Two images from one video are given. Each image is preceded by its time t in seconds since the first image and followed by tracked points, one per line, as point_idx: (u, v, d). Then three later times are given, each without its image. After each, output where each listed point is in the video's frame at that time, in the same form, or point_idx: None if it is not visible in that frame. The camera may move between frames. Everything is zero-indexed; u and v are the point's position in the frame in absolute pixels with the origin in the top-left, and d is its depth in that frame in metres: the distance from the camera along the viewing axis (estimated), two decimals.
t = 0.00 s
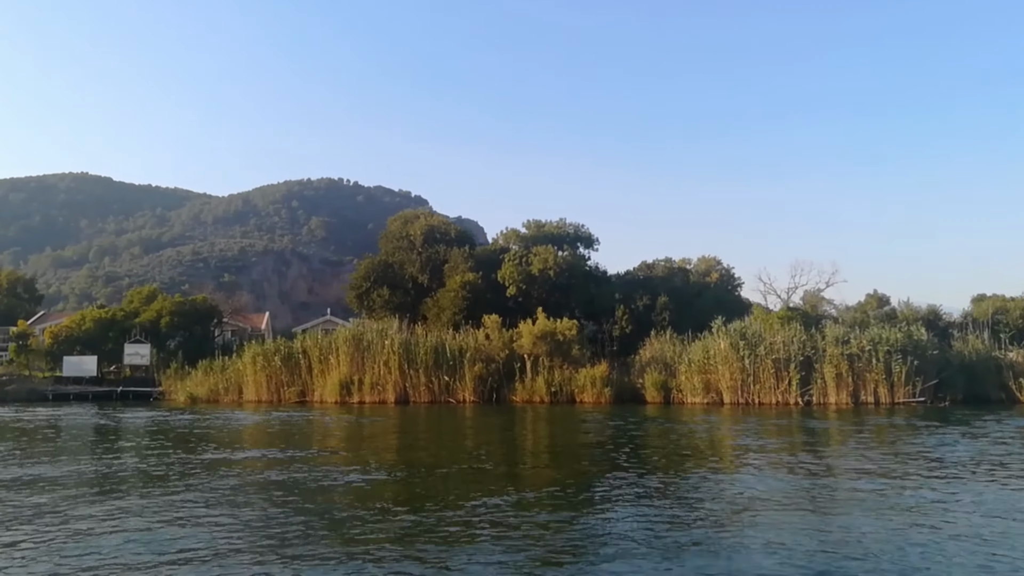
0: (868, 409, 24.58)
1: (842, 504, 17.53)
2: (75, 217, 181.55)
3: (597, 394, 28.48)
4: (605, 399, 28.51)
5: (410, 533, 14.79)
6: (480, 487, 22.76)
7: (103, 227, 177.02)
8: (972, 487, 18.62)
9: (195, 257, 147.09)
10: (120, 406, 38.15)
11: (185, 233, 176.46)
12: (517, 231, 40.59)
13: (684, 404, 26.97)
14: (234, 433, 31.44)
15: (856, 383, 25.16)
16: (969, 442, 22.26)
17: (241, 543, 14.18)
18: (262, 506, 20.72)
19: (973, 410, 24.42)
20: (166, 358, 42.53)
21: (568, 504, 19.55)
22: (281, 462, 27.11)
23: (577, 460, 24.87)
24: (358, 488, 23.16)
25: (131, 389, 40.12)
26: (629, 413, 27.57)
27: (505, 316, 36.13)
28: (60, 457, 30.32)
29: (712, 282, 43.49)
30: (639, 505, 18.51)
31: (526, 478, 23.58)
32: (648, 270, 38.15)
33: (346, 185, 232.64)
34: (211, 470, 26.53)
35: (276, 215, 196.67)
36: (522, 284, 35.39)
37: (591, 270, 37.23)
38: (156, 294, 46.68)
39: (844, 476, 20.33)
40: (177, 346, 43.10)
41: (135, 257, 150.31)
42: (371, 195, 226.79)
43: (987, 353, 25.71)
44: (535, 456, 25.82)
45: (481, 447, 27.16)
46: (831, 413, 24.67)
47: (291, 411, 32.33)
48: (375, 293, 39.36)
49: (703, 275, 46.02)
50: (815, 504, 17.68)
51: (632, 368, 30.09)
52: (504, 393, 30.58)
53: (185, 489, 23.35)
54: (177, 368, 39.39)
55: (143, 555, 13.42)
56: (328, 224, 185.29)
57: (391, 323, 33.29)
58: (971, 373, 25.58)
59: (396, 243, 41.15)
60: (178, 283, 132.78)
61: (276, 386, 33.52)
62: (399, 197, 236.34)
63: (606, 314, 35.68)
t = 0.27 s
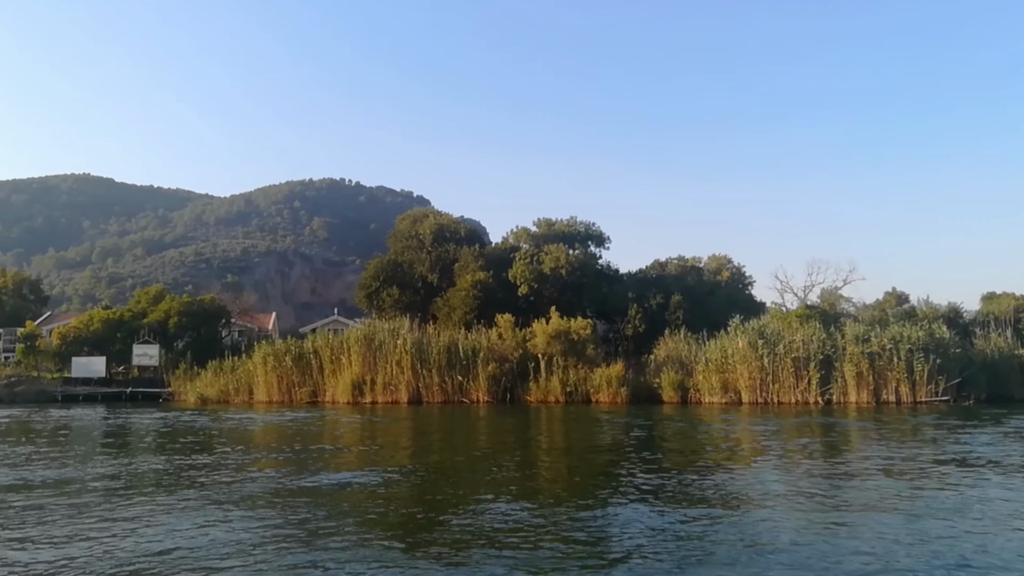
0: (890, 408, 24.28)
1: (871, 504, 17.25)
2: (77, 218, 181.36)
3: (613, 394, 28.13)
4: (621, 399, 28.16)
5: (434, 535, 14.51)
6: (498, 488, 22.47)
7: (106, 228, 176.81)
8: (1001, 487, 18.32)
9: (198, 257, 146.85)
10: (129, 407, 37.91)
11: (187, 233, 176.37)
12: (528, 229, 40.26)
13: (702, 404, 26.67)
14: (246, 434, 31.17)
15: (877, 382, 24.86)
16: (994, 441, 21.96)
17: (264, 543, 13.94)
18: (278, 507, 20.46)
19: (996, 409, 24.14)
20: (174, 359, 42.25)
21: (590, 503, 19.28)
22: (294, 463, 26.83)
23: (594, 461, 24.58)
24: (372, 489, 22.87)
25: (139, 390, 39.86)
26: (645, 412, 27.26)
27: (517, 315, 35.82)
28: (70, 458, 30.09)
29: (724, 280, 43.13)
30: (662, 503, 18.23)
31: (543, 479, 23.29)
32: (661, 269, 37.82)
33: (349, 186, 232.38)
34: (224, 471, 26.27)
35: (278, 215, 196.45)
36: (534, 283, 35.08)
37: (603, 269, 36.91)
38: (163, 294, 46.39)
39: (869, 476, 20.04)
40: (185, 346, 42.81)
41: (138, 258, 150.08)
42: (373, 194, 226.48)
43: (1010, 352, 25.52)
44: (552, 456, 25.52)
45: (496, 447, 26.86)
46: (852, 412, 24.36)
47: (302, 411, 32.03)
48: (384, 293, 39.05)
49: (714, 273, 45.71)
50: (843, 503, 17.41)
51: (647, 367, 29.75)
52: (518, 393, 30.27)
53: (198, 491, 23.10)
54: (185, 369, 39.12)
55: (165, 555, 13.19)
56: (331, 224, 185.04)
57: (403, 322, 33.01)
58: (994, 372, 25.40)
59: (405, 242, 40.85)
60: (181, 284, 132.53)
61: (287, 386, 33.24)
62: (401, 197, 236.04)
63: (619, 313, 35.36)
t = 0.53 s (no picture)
0: (912, 407, 23.96)
1: (901, 502, 16.96)
2: (81, 217, 181.23)
3: (629, 393, 27.80)
4: (637, 398, 27.83)
5: (459, 533, 14.23)
6: (516, 488, 22.18)
7: (109, 227, 176.66)
8: None
9: (202, 256, 146.66)
10: (138, 406, 37.66)
11: (191, 233, 176.31)
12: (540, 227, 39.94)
13: (720, 403, 26.36)
14: (258, 433, 30.89)
15: (899, 380, 24.54)
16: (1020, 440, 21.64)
17: (286, 543, 13.66)
18: (294, 506, 20.19)
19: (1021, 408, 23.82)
20: (183, 358, 41.99)
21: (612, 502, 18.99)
22: (307, 463, 26.56)
23: (612, 460, 24.29)
24: (386, 488, 22.58)
25: (148, 389, 39.61)
26: (663, 411, 26.94)
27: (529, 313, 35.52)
28: (80, 458, 29.84)
29: (736, 278, 42.76)
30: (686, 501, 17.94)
31: (561, 479, 23.00)
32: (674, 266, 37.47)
33: (352, 185, 232.17)
34: (237, 471, 26.01)
35: (281, 214, 196.24)
36: (547, 281, 34.76)
37: (617, 267, 36.58)
38: (172, 293, 46.09)
39: (894, 474, 19.73)
40: (194, 346, 42.53)
41: (141, 257, 149.90)
42: (377, 193, 226.24)
43: None
44: (568, 456, 25.23)
45: (511, 447, 26.55)
46: (875, 411, 24.04)
47: (314, 410, 31.74)
48: (395, 291, 38.77)
49: (726, 272, 45.37)
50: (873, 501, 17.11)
51: (663, 365, 29.41)
52: (532, 392, 29.94)
53: (211, 490, 22.84)
54: (195, 368, 38.85)
55: (186, 555, 12.92)
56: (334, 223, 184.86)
57: (416, 321, 32.73)
58: (1018, 370, 25.11)
59: (416, 240, 40.56)
60: (185, 283, 132.32)
61: (299, 385, 32.95)
62: (405, 196, 235.78)
63: (632, 311, 35.04)
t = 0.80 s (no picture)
0: (935, 407, 23.64)
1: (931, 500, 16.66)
2: (84, 215, 181.15)
3: (646, 393, 27.50)
4: (654, 397, 27.51)
5: (483, 531, 13.93)
6: (533, 488, 21.90)
7: (113, 225, 176.61)
8: None
9: (206, 255, 146.52)
10: (147, 404, 37.41)
11: (195, 231, 176.20)
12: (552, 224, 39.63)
13: (739, 402, 26.08)
14: (269, 431, 30.64)
15: (921, 380, 24.23)
16: None
17: (307, 541, 13.38)
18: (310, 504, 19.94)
19: None
20: (192, 355, 41.75)
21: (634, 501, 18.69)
22: (320, 461, 26.30)
23: (630, 460, 24.01)
24: (401, 487, 22.28)
25: (158, 387, 39.37)
26: (680, 411, 26.63)
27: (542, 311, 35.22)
28: (90, 456, 29.60)
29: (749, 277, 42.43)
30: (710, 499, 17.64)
31: (579, 478, 22.73)
32: (688, 265, 37.16)
33: (356, 183, 232.11)
34: (249, 469, 25.77)
35: (285, 212, 196.08)
36: (560, 278, 34.47)
37: (630, 265, 36.27)
38: (180, 290, 45.86)
39: (920, 474, 19.42)
40: (203, 343, 42.28)
41: (146, 255, 149.78)
42: (381, 192, 226.01)
43: None
44: (586, 455, 24.91)
45: (526, 446, 26.25)
46: (897, 411, 23.71)
47: (326, 409, 31.46)
48: (406, 289, 38.50)
49: (738, 270, 45.04)
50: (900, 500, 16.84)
51: (680, 364, 29.09)
52: (547, 391, 29.63)
53: (223, 488, 22.56)
54: (205, 366, 38.59)
55: (206, 553, 12.64)
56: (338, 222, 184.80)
57: (428, 319, 32.45)
58: None
59: (427, 237, 40.29)
60: (189, 281, 132.18)
61: (310, 383, 32.68)
62: (409, 195, 235.59)
63: (646, 310, 34.75)
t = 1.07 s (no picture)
0: (956, 407, 23.34)
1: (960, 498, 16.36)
2: (86, 212, 180.81)
3: (661, 392, 27.19)
4: (669, 396, 27.20)
5: (509, 530, 13.62)
6: (549, 487, 21.59)
7: (114, 221, 176.28)
8: None
9: (208, 251, 146.24)
10: (153, 401, 37.11)
11: (196, 227, 175.86)
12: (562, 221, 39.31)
13: (755, 402, 25.80)
14: (278, 428, 30.33)
15: (942, 380, 23.93)
16: None
17: (329, 540, 13.06)
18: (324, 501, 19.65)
19: None
20: (199, 352, 41.45)
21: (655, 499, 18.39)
22: (331, 460, 26.00)
23: (646, 459, 23.71)
24: (414, 486, 21.97)
25: (164, 384, 39.08)
26: (696, 410, 26.32)
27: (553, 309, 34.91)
28: (97, 453, 29.30)
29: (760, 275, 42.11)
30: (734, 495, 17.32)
31: (594, 477, 22.42)
32: (700, 263, 36.87)
33: (357, 181, 231.74)
34: (260, 467, 25.47)
35: (287, 209, 195.76)
36: (571, 276, 34.17)
37: (642, 262, 35.96)
38: (186, 287, 45.57)
39: (945, 475, 19.11)
40: (210, 340, 41.98)
41: (147, 252, 149.50)
42: (382, 189, 225.67)
43: None
44: (601, 454, 24.61)
45: (540, 445, 25.92)
46: (917, 411, 23.41)
47: (336, 407, 31.14)
48: (414, 286, 38.20)
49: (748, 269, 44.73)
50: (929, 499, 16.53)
51: (694, 363, 28.77)
52: (560, 389, 29.31)
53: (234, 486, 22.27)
54: (212, 364, 38.28)
55: (227, 553, 12.33)
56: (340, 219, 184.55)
57: (439, 316, 32.13)
58: None
59: (435, 234, 39.98)
60: (191, 278, 131.88)
61: (319, 381, 32.38)
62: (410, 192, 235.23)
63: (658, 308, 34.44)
